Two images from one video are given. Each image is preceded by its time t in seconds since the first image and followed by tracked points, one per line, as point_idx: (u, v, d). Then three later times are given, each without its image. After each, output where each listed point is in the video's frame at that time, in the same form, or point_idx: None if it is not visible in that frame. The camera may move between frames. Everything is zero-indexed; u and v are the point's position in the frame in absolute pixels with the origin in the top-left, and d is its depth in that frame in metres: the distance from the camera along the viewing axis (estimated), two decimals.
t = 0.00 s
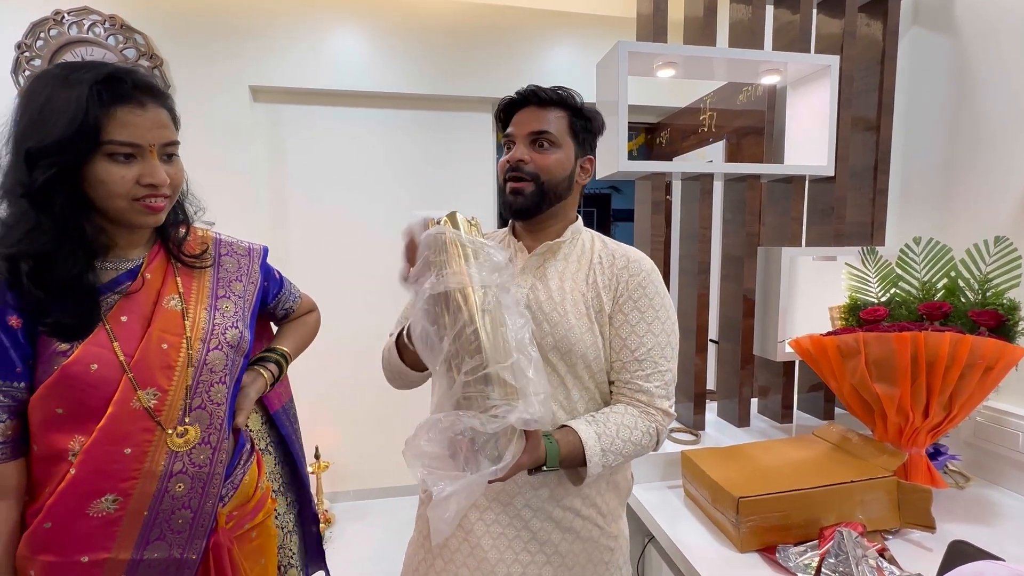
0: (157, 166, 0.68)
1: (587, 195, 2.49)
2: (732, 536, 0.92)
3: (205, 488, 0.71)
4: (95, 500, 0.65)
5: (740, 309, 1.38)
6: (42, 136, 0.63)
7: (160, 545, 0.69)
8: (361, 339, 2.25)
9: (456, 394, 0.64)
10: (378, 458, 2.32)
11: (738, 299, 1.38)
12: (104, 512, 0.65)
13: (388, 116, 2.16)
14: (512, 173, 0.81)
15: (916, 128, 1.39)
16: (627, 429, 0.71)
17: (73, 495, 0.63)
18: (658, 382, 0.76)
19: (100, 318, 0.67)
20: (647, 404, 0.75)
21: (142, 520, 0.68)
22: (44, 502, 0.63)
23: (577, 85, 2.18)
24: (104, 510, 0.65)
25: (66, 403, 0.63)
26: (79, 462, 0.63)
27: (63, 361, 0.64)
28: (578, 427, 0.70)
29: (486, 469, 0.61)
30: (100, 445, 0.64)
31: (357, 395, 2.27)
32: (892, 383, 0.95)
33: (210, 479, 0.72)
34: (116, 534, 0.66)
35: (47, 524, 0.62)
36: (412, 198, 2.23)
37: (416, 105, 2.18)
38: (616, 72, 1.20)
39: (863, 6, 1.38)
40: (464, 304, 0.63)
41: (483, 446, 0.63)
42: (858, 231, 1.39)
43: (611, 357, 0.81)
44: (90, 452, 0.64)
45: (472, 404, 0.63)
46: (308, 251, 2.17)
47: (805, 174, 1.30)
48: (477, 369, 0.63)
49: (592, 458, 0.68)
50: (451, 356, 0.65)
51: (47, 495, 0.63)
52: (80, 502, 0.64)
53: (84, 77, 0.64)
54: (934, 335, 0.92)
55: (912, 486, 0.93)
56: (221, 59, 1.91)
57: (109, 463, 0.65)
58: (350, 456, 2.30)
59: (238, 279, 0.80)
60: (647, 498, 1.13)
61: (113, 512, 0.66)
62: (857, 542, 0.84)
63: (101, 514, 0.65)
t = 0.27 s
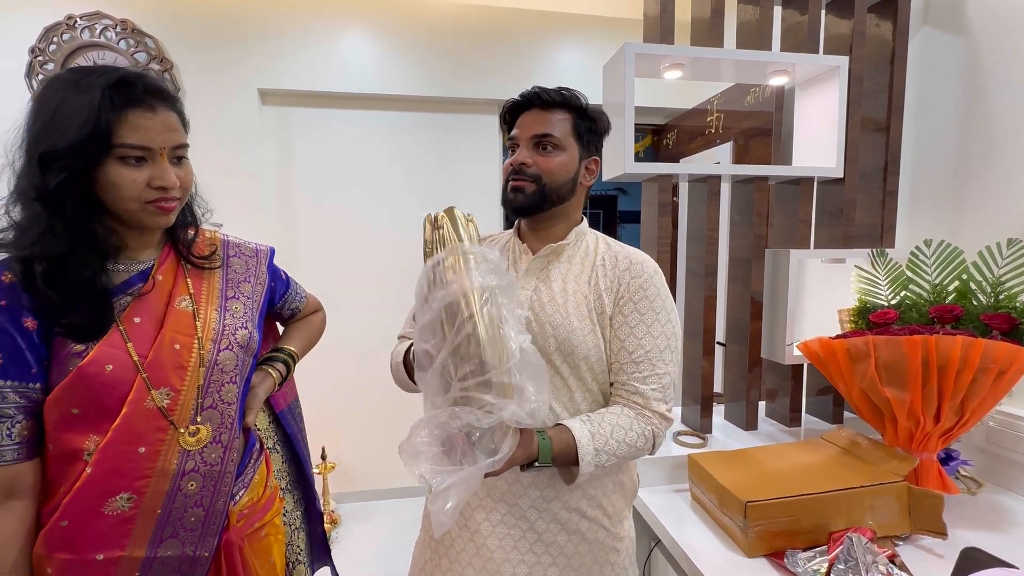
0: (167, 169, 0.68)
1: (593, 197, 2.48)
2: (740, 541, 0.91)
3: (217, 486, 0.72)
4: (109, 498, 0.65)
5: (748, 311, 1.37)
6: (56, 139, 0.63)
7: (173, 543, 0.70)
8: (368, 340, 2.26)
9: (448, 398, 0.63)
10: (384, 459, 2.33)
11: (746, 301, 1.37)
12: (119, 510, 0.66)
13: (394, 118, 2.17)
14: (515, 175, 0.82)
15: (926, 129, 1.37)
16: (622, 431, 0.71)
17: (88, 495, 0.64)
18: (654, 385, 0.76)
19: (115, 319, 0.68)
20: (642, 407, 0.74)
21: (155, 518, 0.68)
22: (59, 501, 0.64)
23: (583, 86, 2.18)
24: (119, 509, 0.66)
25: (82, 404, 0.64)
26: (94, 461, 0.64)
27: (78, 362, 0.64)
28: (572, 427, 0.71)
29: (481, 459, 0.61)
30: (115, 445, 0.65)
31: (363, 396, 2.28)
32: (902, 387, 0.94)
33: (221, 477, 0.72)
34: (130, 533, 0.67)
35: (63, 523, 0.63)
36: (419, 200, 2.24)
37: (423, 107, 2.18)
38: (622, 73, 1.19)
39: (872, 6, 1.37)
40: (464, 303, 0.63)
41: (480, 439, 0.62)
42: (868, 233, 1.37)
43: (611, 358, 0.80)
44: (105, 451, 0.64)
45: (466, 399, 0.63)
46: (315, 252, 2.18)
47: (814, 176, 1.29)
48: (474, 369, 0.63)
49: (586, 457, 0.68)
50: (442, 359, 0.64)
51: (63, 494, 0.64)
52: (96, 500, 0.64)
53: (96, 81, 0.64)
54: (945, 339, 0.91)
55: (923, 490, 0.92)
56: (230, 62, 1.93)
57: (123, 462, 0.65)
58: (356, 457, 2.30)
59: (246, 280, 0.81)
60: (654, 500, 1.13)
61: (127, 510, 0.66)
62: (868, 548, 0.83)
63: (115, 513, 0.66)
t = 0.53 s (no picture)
0: (189, 174, 0.69)
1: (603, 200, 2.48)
2: (753, 547, 0.90)
3: (235, 486, 0.73)
4: (132, 497, 0.66)
5: (760, 315, 1.36)
6: (82, 146, 0.65)
7: (193, 542, 0.71)
8: (377, 343, 2.27)
9: (456, 426, 0.62)
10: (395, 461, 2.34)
11: (758, 305, 1.36)
12: (141, 509, 0.67)
13: (405, 122, 2.19)
14: (531, 185, 0.82)
15: (942, 131, 1.36)
16: (629, 436, 0.71)
17: (111, 493, 0.65)
18: (664, 392, 0.75)
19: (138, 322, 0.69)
20: (651, 413, 0.74)
21: (176, 517, 0.69)
22: (85, 500, 0.65)
23: (593, 90, 2.18)
24: (141, 507, 0.67)
25: (106, 404, 0.65)
26: (117, 460, 0.65)
27: (102, 363, 0.65)
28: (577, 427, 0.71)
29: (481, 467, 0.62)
30: (137, 444, 0.66)
31: (373, 398, 2.29)
32: (919, 393, 0.93)
33: (239, 477, 0.73)
34: (151, 531, 0.68)
35: (87, 521, 0.64)
36: (429, 204, 2.25)
37: (433, 111, 2.20)
38: (633, 78, 1.19)
39: (886, 8, 1.36)
40: (470, 298, 0.65)
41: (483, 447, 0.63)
42: (882, 237, 1.36)
43: (621, 364, 0.80)
44: (128, 450, 0.65)
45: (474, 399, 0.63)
46: (327, 255, 2.20)
47: (827, 179, 1.28)
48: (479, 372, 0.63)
49: (590, 458, 0.68)
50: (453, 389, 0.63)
51: (87, 494, 0.65)
52: (119, 498, 0.66)
53: (121, 90, 0.66)
54: (963, 344, 0.90)
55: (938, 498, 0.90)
56: (244, 68, 1.96)
57: (146, 461, 0.67)
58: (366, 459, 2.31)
59: (262, 284, 0.82)
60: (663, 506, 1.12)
61: (149, 509, 0.68)
62: (883, 556, 0.82)
63: (137, 512, 0.67)
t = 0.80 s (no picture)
0: (212, 177, 0.72)
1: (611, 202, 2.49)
2: (762, 548, 0.91)
3: (253, 482, 0.76)
4: (156, 491, 0.69)
5: (769, 318, 1.36)
6: (113, 151, 0.67)
7: (214, 535, 0.73)
8: (387, 345, 2.30)
9: (462, 436, 0.65)
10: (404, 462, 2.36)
11: (767, 308, 1.36)
12: (165, 502, 0.70)
13: (416, 126, 2.21)
14: (548, 193, 0.83)
15: (953, 134, 1.35)
16: (635, 436, 0.72)
17: (137, 486, 0.68)
18: (671, 395, 0.76)
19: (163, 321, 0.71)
20: (657, 416, 0.75)
21: (198, 511, 0.72)
22: (112, 493, 0.68)
23: (602, 93, 2.20)
24: (165, 501, 0.70)
25: (132, 400, 0.67)
26: (143, 455, 0.68)
27: (129, 361, 0.68)
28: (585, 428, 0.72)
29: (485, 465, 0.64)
30: (162, 440, 0.68)
31: (383, 400, 2.31)
32: (929, 395, 0.93)
33: (258, 473, 0.76)
34: (174, 524, 0.71)
35: (114, 513, 0.67)
36: (439, 207, 2.28)
37: (443, 115, 2.22)
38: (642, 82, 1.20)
39: (895, 10, 1.36)
40: (480, 294, 0.65)
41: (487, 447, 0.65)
42: (892, 239, 1.36)
43: (629, 365, 0.81)
44: (154, 445, 0.68)
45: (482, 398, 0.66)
46: (338, 258, 2.23)
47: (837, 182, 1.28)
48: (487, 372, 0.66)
49: (594, 457, 0.69)
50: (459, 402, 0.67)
51: (114, 486, 0.68)
52: (144, 492, 0.68)
53: (150, 97, 0.68)
54: (974, 346, 0.90)
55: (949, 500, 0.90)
56: (258, 74, 2.00)
57: (170, 457, 0.69)
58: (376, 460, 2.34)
59: (279, 286, 0.84)
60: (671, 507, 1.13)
61: (172, 503, 0.70)
62: (892, 558, 0.83)
63: (161, 505, 0.70)
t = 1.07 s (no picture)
0: (254, 186, 0.79)
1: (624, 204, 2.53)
2: (768, 537, 0.95)
3: (288, 466, 0.82)
4: (204, 471, 0.76)
5: (776, 317, 1.40)
6: (169, 163, 0.75)
7: (253, 514, 0.80)
8: (405, 345, 2.36)
9: (487, 423, 0.71)
10: (421, 459, 2.42)
11: (775, 308, 1.40)
12: (211, 482, 0.77)
13: (433, 132, 2.29)
14: (564, 199, 0.89)
15: (960, 137, 1.38)
16: (642, 427, 0.77)
17: (187, 466, 0.75)
18: (678, 389, 0.81)
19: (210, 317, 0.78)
20: (665, 408, 0.80)
21: (240, 490, 0.78)
22: (165, 472, 0.75)
23: (614, 99, 2.25)
24: (211, 480, 0.76)
25: (184, 388, 0.74)
26: (193, 438, 0.75)
27: (181, 353, 0.75)
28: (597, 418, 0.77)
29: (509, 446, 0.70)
30: (210, 424, 0.75)
31: (400, 398, 2.38)
32: (930, 391, 0.96)
33: (293, 458, 0.83)
34: (219, 502, 0.77)
35: (167, 490, 0.74)
36: (455, 210, 2.34)
37: (459, 121, 2.29)
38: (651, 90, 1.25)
39: (901, 17, 1.39)
40: (506, 289, 0.71)
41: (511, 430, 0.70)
42: (899, 241, 1.38)
43: (638, 361, 0.86)
44: (202, 429, 0.75)
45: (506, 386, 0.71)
46: (358, 260, 2.30)
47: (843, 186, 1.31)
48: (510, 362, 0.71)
49: (608, 448, 0.74)
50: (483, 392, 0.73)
51: (167, 466, 0.75)
52: (193, 471, 0.75)
53: (201, 115, 0.76)
54: (973, 344, 0.93)
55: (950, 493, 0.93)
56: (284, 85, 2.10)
57: (216, 440, 0.76)
58: (394, 457, 2.40)
59: (311, 286, 0.91)
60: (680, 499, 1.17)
61: (218, 482, 0.77)
62: (892, 546, 0.86)
63: (208, 484, 0.76)
